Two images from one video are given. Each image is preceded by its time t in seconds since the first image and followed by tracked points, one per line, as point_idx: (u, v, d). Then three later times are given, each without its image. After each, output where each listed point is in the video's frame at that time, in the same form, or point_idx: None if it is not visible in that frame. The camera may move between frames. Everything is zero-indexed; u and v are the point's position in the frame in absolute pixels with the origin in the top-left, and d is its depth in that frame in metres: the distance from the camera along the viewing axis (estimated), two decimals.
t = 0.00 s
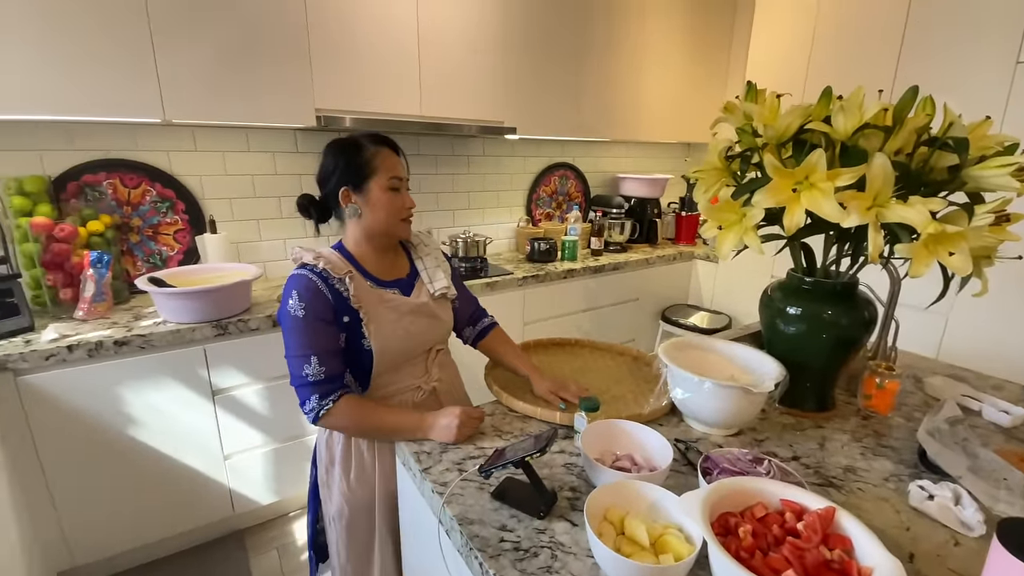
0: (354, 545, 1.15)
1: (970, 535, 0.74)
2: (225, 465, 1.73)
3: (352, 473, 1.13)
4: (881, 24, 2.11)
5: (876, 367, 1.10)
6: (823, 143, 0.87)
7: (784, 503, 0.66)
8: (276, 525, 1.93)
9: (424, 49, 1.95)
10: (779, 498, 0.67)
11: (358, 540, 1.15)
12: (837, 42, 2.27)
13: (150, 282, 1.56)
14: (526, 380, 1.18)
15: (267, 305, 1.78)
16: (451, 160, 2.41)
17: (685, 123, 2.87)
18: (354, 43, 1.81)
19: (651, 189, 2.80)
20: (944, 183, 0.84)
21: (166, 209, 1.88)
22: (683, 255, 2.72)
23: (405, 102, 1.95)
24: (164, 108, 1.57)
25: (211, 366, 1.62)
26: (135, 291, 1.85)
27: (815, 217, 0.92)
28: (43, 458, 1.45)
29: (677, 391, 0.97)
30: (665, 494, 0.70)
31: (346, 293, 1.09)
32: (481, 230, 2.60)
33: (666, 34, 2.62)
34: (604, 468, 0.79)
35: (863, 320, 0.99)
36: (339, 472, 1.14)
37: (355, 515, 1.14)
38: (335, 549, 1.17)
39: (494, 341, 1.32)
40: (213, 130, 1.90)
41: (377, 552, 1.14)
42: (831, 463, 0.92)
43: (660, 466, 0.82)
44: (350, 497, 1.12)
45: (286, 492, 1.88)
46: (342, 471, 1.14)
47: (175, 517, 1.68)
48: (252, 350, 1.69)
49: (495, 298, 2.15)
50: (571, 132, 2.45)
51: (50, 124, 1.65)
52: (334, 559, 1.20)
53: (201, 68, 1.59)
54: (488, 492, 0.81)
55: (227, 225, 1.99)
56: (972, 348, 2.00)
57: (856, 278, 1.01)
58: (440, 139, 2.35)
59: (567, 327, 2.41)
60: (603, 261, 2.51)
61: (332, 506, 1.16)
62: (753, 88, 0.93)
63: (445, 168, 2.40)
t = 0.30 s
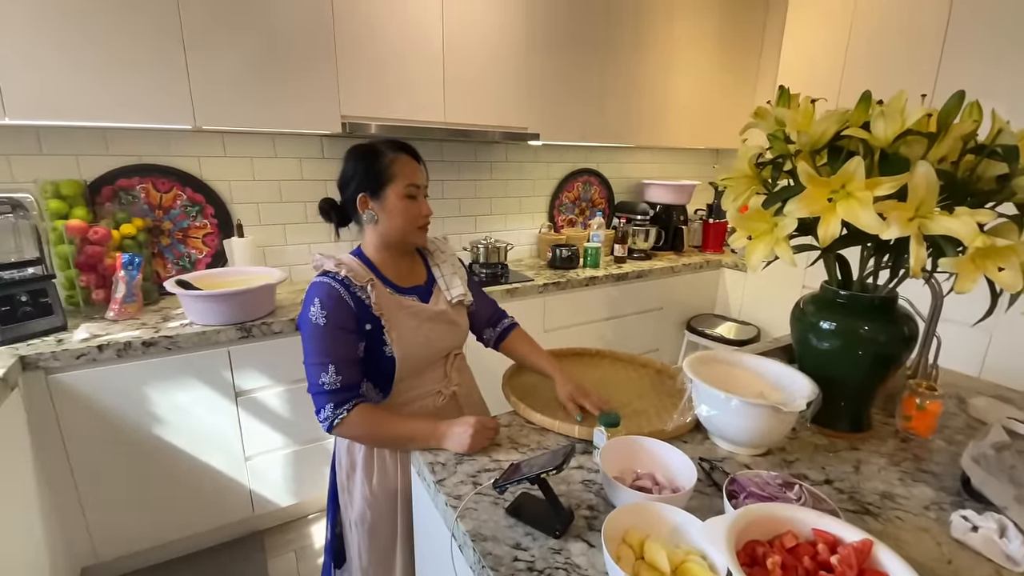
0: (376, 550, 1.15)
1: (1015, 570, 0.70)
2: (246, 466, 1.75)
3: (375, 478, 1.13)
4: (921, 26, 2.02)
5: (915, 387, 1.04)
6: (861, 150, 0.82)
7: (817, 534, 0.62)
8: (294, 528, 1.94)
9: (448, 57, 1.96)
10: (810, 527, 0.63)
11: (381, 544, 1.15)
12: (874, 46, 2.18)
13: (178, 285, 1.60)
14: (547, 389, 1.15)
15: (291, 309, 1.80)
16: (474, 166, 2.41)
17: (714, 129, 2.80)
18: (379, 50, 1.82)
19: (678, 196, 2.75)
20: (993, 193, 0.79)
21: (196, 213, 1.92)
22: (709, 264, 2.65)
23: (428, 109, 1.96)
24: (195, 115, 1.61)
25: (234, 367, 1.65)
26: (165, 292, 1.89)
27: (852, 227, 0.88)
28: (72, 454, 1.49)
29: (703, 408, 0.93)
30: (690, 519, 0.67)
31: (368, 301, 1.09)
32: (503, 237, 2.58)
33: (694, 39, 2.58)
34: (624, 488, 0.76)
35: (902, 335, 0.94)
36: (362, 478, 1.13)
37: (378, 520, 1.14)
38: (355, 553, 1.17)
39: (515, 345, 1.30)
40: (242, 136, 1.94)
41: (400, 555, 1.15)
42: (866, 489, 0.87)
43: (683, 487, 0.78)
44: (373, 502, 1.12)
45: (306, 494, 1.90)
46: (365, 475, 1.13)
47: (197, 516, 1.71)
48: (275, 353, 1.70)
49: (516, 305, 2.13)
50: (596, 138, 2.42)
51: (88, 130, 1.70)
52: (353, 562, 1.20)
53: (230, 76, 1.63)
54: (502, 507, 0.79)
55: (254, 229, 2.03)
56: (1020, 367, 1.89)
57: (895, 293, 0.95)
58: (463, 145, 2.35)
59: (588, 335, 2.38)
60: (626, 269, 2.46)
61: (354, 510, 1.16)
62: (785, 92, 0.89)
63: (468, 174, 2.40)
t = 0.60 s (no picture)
0: (404, 555, 1.17)
1: None
2: (260, 468, 1.76)
3: (402, 485, 1.14)
4: (954, 25, 1.94)
5: (947, 404, 0.98)
6: (889, 154, 0.78)
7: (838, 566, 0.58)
8: (306, 531, 1.95)
9: (463, 61, 1.95)
10: (831, 558, 0.59)
11: (407, 550, 1.18)
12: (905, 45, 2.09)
13: (195, 288, 1.61)
14: (560, 396, 1.13)
15: (305, 313, 1.81)
16: (490, 170, 2.39)
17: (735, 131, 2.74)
18: (393, 55, 1.82)
19: (698, 200, 2.69)
20: None
21: (216, 217, 1.94)
22: (730, 270, 2.58)
23: (443, 114, 1.95)
24: (212, 120, 1.63)
25: (248, 370, 1.66)
26: (184, 295, 1.92)
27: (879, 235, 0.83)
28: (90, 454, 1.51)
29: (718, 423, 0.89)
30: (703, 545, 0.63)
31: (393, 308, 1.07)
32: (519, 241, 2.56)
33: (715, 40, 2.52)
34: (634, 508, 0.72)
35: (933, 350, 0.89)
36: (389, 486, 1.14)
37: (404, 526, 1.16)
38: (381, 559, 1.19)
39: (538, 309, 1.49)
40: (260, 140, 1.96)
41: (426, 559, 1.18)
42: (892, 513, 0.82)
43: (697, 508, 0.75)
44: (400, 508, 1.14)
45: (319, 497, 1.90)
46: (390, 484, 1.14)
47: (212, 517, 1.72)
48: (289, 357, 1.71)
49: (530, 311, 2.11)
50: (613, 142, 2.39)
51: (111, 135, 1.74)
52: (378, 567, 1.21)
53: (247, 82, 1.64)
54: (506, 523, 0.77)
55: (271, 233, 2.05)
56: None
57: (927, 305, 0.90)
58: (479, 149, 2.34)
59: (604, 342, 2.34)
60: (644, 274, 2.41)
61: (379, 519, 1.16)
62: (808, 94, 0.85)
63: (483, 178, 2.39)
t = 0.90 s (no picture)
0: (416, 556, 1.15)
1: None
2: (269, 470, 1.76)
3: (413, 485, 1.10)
4: (978, 20, 1.88)
5: (970, 414, 0.94)
6: (909, 153, 0.75)
7: None
8: (315, 533, 1.95)
9: (473, 63, 1.94)
10: None
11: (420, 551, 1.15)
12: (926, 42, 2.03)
13: (206, 291, 1.63)
14: (567, 401, 1.11)
15: (315, 315, 1.81)
16: (500, 172, 2.38)
17: (750, 131, 2.69)
18: (403, 57, 1.82)
19: (712, 202, 2.64)
20: None
21: (228, 219, 1.96)
22: (746, 273, 2.53)
23: (452, 116, 1.94)
24: (224, 124, 1.64)
25: (257, 372, 1.66)
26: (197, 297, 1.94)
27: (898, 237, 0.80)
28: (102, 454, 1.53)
29: (729, 432, 0.86)
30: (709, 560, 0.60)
31: (398, 310, 1.06)
32: (529, 244, 2.54)
33: (730, 38, 2.48)
34: (639, 520, 0.70)
35: (956, 358, 0.85)
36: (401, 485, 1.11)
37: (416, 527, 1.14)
38: (395, 559, 1.17)
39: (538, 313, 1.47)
40: (272, 144, 1.97)
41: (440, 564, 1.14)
42: (912, 528, 0.78)
43: (706, 522, 0.72)
44: (412, 508, 1.12)
45: (328, 500, 1.90)
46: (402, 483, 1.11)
47: (222, 518, 1.73)
48: (298, 359, 1.71)
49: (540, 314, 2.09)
50: (625, 143, 2.36)
51: (126, 138, 1.76)
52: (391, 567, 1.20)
53: (257, 87, 1.65)
54: (507, 533, 0.75)
55: (282, 236, 2.06)
56: None
57: (949, 311, 0.87)
58: (489, 151, 2.33)
59: (616, 345, 2.31)
60: (656, 277, 2.38)
61: (393, 516, 1.15)
62: (823, 92, 0.82)
63: (494, 180, 2.37)
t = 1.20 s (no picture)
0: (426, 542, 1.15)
1: None
2: (272, 470, 1.77)
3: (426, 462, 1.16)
4: (985, 16, 1.85)
5: (979, 417, 0.93)
6: (910, 149, 0.73)
7: None
8: (319, 533, 1.96)
9: (474, 64, 1.94)
10: None
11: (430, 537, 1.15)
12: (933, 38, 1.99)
13: (209, 292, 1.64)
14: (566, 403, 1.10)
15: (318, 316, 1.82)
16: (504, 173, 2.38)
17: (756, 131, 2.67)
18: (404, 60, 1.82)
19: (718, 202, 2.62)
20: None
21: (232, 222, 1.97)
22: (752, 273, 2.51)
23: (453, 118, 1.94)
24: (227, 127, 1.65)
25: (260, 373, 1.67)
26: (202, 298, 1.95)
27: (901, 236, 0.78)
28: (107, 454, 1.54)
29: (729, 434, 0.85)
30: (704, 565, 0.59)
31: (417, 300, 1.08)
32: (533, 244, 2.54)
33: (735, 37, 2.46)
34: (634, 524, 0.69)
35: (963, 358, 0.83)
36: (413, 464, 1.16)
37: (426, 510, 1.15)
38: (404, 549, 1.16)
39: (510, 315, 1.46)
40: (275, 147, 1.98)
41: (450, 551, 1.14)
42: (917, 533, 0.77)
43: (703, 525, 0.71)
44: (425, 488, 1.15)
45: (331, 501, 1.90)
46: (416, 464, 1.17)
47: (226, 518, 1.74)
48: (301, 360, 1.72)
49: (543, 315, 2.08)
50: (628, 143, 2.35)
51: (132, 142, 1.78)
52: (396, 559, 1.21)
53: (259, 90, 1.66)
54: (502, 536, 0.74)
55: (287, 238, 2.07)
56: None
57: (955, 310, 0.85)
58: (492, 152, 2.33)
59: (620, 346, 2.29)
60: (661, 278, 2.36)
61: (403, 502, 1.17)
62: (825, 88, 0.80)
63: (497, 181, 2.37)
